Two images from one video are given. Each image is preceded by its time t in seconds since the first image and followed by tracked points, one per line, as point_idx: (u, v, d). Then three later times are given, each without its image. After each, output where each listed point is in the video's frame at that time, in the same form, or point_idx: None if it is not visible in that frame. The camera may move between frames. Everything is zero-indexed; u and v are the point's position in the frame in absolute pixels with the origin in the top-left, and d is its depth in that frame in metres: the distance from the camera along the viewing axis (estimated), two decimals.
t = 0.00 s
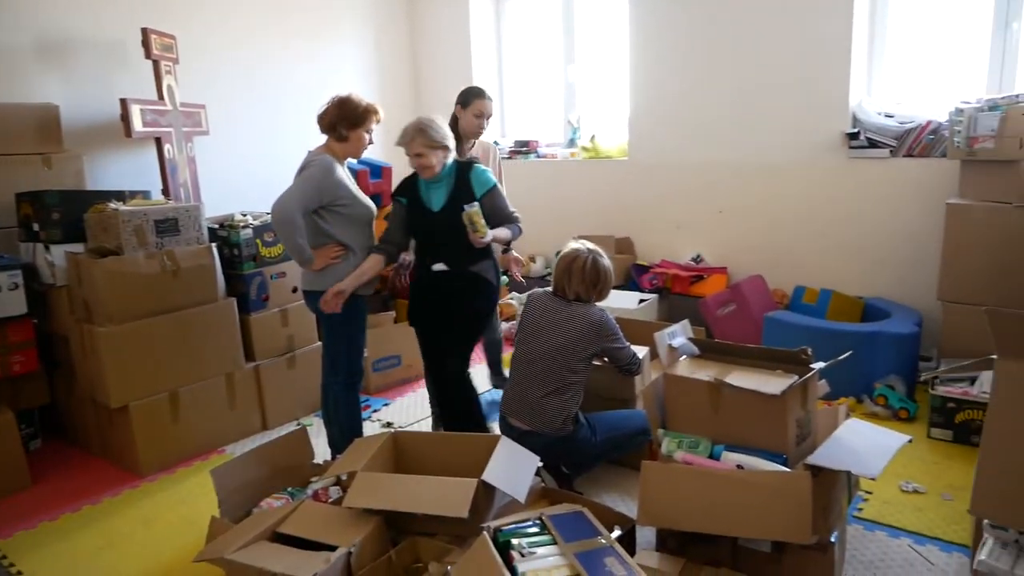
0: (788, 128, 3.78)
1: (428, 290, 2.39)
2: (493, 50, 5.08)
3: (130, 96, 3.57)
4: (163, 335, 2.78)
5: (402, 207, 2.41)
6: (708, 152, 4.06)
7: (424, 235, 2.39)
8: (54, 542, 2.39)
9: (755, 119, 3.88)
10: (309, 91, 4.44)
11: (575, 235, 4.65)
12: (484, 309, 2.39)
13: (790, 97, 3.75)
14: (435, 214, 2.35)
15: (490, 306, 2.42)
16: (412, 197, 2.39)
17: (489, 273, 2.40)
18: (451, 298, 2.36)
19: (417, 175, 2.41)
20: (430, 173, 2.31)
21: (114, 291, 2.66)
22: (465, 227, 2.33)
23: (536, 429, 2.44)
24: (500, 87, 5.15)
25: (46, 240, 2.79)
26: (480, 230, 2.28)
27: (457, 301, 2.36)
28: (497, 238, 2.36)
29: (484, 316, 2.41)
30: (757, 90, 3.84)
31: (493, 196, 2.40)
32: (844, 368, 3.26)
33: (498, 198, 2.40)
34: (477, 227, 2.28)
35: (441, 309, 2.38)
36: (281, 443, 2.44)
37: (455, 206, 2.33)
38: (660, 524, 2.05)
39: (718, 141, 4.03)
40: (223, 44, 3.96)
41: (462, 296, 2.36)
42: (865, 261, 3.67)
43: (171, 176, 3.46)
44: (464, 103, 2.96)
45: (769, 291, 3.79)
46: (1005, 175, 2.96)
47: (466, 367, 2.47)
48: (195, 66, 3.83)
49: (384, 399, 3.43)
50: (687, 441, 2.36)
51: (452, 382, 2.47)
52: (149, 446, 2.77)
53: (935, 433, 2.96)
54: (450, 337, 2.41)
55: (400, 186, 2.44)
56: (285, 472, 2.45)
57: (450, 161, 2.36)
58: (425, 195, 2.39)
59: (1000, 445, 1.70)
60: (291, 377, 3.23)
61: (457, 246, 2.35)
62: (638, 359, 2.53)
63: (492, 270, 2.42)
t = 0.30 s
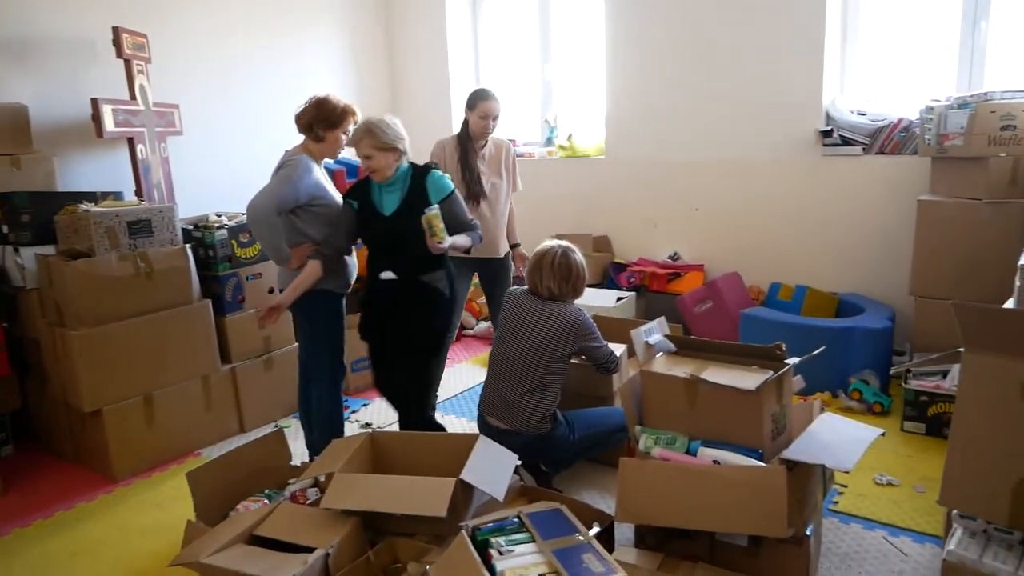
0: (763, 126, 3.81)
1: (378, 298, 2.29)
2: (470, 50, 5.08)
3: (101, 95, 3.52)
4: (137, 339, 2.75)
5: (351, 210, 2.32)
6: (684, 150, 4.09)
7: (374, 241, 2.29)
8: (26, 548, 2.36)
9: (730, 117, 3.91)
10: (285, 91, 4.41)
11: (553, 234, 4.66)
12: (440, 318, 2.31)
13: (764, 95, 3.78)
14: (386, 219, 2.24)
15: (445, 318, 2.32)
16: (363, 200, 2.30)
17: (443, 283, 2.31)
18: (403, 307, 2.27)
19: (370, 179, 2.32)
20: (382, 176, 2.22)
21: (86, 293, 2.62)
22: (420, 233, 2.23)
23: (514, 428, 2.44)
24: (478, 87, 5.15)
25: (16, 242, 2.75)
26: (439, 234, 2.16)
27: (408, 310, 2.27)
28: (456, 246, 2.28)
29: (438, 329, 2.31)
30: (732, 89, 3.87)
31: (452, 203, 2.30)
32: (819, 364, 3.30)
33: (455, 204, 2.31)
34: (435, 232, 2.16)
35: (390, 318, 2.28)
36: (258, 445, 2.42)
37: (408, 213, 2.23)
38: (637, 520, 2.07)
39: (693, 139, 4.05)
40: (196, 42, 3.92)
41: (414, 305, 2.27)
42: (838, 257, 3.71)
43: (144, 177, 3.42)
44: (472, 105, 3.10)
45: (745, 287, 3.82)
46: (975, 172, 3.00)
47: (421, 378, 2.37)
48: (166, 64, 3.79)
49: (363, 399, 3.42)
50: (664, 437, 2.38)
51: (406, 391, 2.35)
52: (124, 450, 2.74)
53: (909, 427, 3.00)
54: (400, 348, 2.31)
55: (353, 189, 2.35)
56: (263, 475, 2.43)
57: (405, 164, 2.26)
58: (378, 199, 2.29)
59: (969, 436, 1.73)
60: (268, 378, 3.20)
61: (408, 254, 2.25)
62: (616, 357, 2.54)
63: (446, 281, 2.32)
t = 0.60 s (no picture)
0: (730, 126, 3.86)
1: (322, 297, 2.27)
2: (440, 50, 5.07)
3: (63, 95, 3.46)
4: (101, 343, 2.71)
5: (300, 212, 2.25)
6: (654, 150, 4.12)
7: (323, 242, 2.24)
8: None
9: (699, 117, 3.94)
10: (253, 92, 4.37)
11: (524, 234, 4.67)
12: (388, 324, 2.25)
13: (732, 96, 3.82)
14: (333, 221, 2.18)
15: (391, 326, 2.26)
16: (310, 201, 2.22)
17: (389, 292, 2.23)
18: (347, 310, 2.24)
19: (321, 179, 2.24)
20: (331, 178, 2.15)
21: (48, 297, 2.58)
22: (364, 238, 2.17)
23: (484, 428, 2.45)
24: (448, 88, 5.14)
25: None
26: (379, 240, 2.09)
27: (351, 312, 2.23)
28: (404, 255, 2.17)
29: (382, 336, 2.25)
30: (700, 89, 3.91)
31: (404, 208, 2.19)
32: (785, 362, 3.35)
33: (409, 210, 2.19)
34: (376, 237, 2.09)
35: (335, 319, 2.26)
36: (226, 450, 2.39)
37: (354, 217, 2.16)
38: (606, 518, 2.08)
39: (662, 139, 4.08)
40: (161, 41, 3.87)
41: (356, 310, 2.22)
42: (805, 256, 3.77)
43: (108, 177, 3.37)
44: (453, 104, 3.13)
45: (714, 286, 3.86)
46: (936, 172, 3.06)
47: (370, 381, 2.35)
48: (130, 64, 3.73)
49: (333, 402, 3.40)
50: (633, 436, 2.40)
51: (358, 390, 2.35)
52: (89, 456, 2.70)
53: (874, 422, 3.05)
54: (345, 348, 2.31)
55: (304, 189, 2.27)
56: (231, 479, 2.40)
57: (356, 165, 2.18)
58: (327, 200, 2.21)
59: (927, 431, 1.76)
60: (236, 381, 3.17)
61: (353, 258, 2.20)
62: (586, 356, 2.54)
63: (393, 289, 2.24)
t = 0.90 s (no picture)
0: (697, 129, 3.90)
1: (255, 313, 2.26)
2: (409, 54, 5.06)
3: (23, 96, 3.39)
4: (60, 350, 2.66)
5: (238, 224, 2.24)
6: (622, 154, 4.15)
7: (258, 256, 2.22)
8: None
9: (667, 121, 3.98)
10: (219, 95, 4.32)
11: (494, 237, 4.68)
12: (328, 336, 2.30)
13: (698, 99, 3.86)
14: (271, 233, 2.18)
15: (330, 338, 2.30)
16: (247, 213, 2.22)
17: (329, 304, 2.28)
18: (286, 325, 2.25)
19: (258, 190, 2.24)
20: (269, 189, 2.16)
21: (6, 303, 2.52)
22: (301, 251, 2.18)
23: (452, 431, 2.45)
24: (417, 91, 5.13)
25: None
26: (316, 256, 2.12)
27: (288, 327, 2.25)
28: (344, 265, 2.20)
29: (321, 348, 2.29)
30: (667, 93, 3.95)
31: (346, 218, 2.23)
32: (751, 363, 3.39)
33: (349, 219, 2.23)
34: (312, 253, 2.12)
35: (270, 334, 2.28)
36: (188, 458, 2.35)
37: (293, 229, 2.17)
38: (573, 521, 2.09)
39: (630, 142, 4.11)
40: (124, 43, 3.81)
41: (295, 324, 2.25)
42: (770, 258, 3.82)
43: (69, 181, 3.31)
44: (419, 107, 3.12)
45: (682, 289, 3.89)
46: (897, 175, 3.13)
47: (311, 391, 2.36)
48: (92, 65, 3.67)
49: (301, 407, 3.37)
50: (600, 438, 2.41)
51: (297, 401, 2.39)
52: (49, 466, 2.64)
53: (838, 422, 3.10)
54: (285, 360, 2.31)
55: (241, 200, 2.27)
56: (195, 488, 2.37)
57: (293, 175, 2.19)
58: (265, 212, 2.22)
59: (886, 429, 1.79)
60: (201, 387, 3.13)
61: (289, 272, 2.20)
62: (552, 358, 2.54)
63: (333, 300, 2.29)
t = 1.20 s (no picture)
0: (660, 140, 3.94)
1: (162, 346, 2.18)
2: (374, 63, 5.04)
3: None
4: (9, 362, 2.58)
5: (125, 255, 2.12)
6: (587, 164, 4.17)
7: (152, 286, 2.13)
8: None
9: (630, 131, 4.01)
10: (179, 103, 4.26)
11: (458, 247, 4.67)
12: (243, 359, 2.23)
13: (661, 111, 3.91)
14: (160, 263, 2.08)
15: (246, 357, 2.24)
16: (132, 242, 2.10)
17: (239, 321, 2.21)
18: (195, 355, 2.17)
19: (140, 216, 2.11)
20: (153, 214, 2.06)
21: None
22: (195, 279, 2.08)
23: (413, 443, 2.44)
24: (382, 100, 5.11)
25: None
26: (210, 286, 2.03)
27: (196, 356, 2.18)
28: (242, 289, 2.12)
29: (239, 369, 2.23)
30: (631, 104, 3.98)
31: (237, 238, 2.13)
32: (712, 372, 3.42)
33: (241, 239, 2.13)
34: (205, 283, 2.03)
35: (186, 364, 2.19)
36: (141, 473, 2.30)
37: (182, 258, 2.07)
38: (534, 533, 2.09)
39: (594, 153, 4.14)
40: (81, 49, 3.74)
41: (203, 353, 2.17)
42: (731, 268, 3.87)
43: (22, 189, 3.23)
44: (377, 118, 3.11)
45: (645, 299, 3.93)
46: (854, 186, 3.19)
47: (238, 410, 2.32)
48: (47, 72, 3.60)
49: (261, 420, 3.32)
50: (562, 449, 2.42)
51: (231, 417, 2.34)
52: None
53: (797, 430, 3.15)
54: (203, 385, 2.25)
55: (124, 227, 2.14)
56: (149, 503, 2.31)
57: (178, 200, 2.08)
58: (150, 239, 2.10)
59: (839, 438, 1.82)
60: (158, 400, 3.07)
61: (186, 302, 2.12)
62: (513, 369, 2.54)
63: (241, 316, 2.22)
